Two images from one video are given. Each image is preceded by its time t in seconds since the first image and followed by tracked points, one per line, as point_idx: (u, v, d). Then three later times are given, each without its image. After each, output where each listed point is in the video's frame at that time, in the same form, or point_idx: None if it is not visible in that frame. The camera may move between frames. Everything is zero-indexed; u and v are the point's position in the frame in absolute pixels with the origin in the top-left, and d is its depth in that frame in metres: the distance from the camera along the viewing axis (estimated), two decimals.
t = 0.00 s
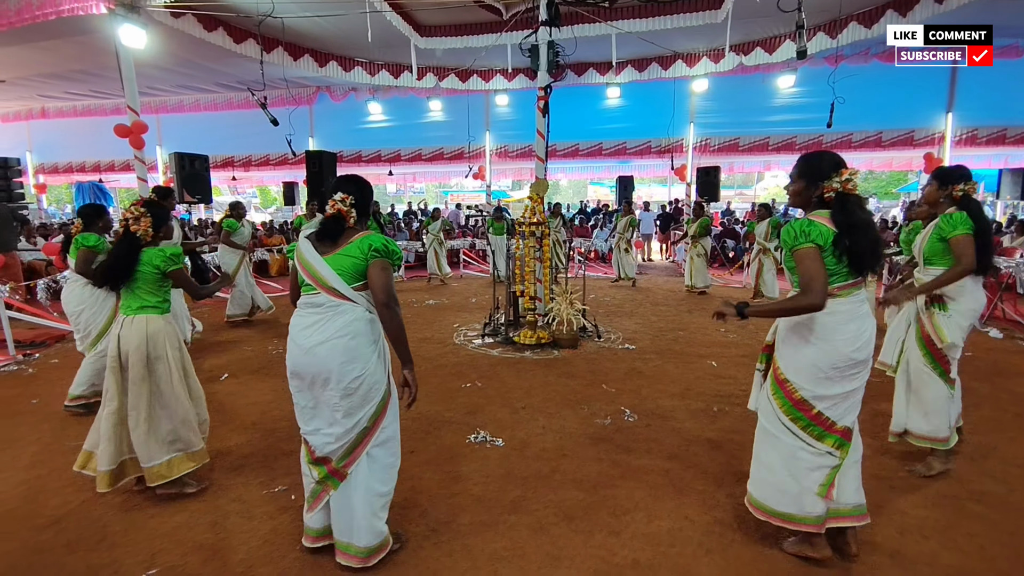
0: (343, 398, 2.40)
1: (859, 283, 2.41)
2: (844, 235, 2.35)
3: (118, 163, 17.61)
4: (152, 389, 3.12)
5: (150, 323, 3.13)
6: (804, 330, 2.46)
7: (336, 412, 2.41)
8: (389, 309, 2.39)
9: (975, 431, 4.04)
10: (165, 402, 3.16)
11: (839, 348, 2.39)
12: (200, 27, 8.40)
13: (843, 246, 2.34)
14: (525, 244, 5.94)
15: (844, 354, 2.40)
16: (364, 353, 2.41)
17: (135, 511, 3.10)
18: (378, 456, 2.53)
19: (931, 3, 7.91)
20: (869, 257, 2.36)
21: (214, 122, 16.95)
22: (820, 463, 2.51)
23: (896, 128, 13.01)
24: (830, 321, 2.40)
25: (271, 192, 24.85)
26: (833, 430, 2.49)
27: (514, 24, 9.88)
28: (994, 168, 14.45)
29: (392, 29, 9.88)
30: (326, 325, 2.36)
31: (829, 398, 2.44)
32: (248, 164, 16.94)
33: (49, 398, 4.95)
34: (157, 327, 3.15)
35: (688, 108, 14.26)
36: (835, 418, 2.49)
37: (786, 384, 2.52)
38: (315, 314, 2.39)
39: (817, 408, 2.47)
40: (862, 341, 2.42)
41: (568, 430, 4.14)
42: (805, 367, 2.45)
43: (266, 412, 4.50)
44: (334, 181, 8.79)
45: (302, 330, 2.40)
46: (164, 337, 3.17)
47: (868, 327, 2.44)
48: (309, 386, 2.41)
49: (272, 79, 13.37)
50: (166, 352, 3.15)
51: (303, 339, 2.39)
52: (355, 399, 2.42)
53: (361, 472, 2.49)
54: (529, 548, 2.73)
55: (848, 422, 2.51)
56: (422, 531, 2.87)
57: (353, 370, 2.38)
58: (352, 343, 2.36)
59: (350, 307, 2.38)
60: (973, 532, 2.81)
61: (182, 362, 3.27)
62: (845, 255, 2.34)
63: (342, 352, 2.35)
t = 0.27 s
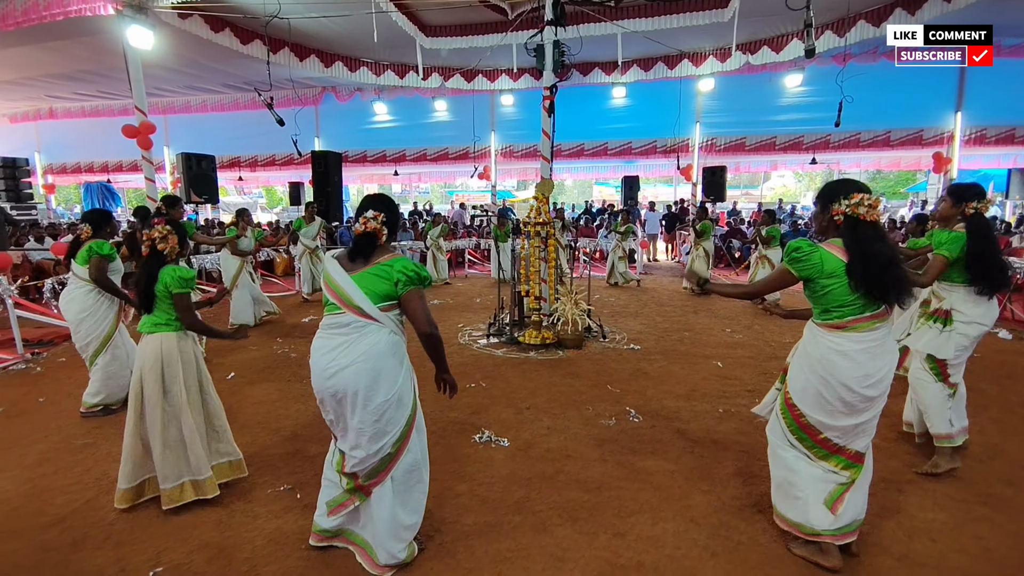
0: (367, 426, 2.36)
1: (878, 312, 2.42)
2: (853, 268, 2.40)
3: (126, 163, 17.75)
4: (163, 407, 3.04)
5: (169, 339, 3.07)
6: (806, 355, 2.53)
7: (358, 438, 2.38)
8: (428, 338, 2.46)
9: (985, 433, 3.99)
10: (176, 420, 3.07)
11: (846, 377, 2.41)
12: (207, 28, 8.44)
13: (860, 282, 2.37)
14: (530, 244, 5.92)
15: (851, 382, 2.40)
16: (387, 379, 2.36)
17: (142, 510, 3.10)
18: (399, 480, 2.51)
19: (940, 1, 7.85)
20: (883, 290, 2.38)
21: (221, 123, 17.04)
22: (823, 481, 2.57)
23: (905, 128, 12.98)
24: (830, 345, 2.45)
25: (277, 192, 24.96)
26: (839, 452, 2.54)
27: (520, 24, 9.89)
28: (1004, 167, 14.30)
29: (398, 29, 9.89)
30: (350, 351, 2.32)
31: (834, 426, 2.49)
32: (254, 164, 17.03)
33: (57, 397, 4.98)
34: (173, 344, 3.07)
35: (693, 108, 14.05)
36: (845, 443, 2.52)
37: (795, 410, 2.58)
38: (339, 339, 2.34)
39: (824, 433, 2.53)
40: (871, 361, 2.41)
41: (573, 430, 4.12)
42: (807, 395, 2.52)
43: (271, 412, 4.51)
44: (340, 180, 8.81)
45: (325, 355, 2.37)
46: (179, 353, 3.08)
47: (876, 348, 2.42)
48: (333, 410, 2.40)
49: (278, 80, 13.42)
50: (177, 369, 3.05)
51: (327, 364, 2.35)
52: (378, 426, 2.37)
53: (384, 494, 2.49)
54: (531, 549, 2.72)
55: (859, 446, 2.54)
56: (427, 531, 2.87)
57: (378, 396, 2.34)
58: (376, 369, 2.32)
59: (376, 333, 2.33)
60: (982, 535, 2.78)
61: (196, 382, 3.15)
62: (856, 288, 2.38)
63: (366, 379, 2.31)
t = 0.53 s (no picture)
0: (392, 411, 2.35)
1: (872, 272, 2.34)
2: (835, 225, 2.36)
3: (135, 163, 17.89)
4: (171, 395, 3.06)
5: (180, 326, 3.10)
6: (806, 322, 2.52)
7: (387, 425, 2.37)
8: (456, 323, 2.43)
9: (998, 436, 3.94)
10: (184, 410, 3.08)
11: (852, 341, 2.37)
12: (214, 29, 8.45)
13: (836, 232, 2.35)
14: (537, 244, 5.91)
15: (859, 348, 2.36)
16: (410, 366, 2.36)
17: (149, 509, 3.11)
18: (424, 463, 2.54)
19: None
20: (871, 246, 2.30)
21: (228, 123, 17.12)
22: (830, 456, 2.51)
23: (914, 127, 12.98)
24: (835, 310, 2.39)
25: (283, 191, 25.06)
26: (850, 424, 2.46)
27: (526, 23, 9.87)
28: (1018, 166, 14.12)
29: (404, 29, 9.90)
30: (374, 341, 2.29)
31: (844, 396, 2.44)
32: (261, 164, 17.11)
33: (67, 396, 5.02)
34: (181, 332, 3.09)
35: (700, 107, 13.94)
36: (856, 415, 2.45)
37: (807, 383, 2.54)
38: (362, 330, 2.31)
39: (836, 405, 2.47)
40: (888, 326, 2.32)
41: (579, 432, 4.10)
42: (818, 364, 2.48)
43: (278, 412, 4.51)
44: (346, 180, 8.81)
45: (346, 345, 2.33)
46: (189, 343, 3.10)
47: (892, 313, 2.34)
48: (352, 404, 2.35)
49: (286, 80, 13.46)
50: (188, 358, 3.08)
51: (350, 357, 2.30)
52: (403, 412, 2.39)
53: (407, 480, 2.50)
54: (537, 550, 2.72)
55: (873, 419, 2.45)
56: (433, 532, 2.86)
57: (403, 383, 2.34)
58: (400, 355, 2.32)
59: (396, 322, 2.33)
60: (993, 540, 2.75)
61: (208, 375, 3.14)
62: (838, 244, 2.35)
63: (393, 368, 2.30)
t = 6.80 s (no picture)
0: (543, 388, 2.52)
1: (834, 301, 2.60)
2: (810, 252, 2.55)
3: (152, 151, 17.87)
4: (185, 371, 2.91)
5: (184, 297, 2.84)
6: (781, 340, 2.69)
7: (537, 401, 2.53)
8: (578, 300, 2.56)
9: None
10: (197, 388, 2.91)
11: (818, 370, 2.58)
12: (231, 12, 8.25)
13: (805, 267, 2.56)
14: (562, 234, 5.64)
15: (820, 377, 2.58)
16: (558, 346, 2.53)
17: (170, 498, 2.96)
18: (562, 441, 2.67)
19: None
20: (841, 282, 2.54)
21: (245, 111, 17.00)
22: (791, 462, 2.69)
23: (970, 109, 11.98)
24: (809, 335, 2.58)
25: (298, 179, 24.98)
26: (813, 440, 2.67)
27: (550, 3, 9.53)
28: None
29: (425, 11, 9.60)
30: (535, 323, 2.44)
31: (805, 414, 2.64)
32: (277, 152, 16.97)
33: (83, 384, 4.89)
34: (183, 304, 2.83)
35: (735, 90, 13.48)
36: (817, 432, 2.66)
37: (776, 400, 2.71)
38: (519, 311, 2.45)
39: (799, 423, 2.66)
40: (844, 354, 2.59)
41: (606, 429, 3.86)
42: (784, 383, 2.66)
43: (290, 403, 4.33)
44: (363, 168, 8.60)
45: (504, 324, 2.48)
46: (191, 319, 2.83)
47: (845, 342, 2.59)
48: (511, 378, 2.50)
49: (303, 65, 13.26)
50: (189, 336, 2.83)
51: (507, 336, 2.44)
52: (552, 391, 2.55)
53: (548, 454, 2.65)
54: (576, 550, 2.51)
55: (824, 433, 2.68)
56: (451, 530, 2.66)
57: (553, 360, 2.51)
58: (554, 336, 2.49)
59: (549, 305, 2.50)
60: None
61: (215, 357, 2.88)
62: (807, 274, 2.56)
63: (549, 348, 2.46)
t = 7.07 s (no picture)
0: (529, 378, 2.48)
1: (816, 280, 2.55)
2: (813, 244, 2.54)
3: (137, 151, 17.66)
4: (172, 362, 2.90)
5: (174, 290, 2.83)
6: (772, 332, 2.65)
7: (524, 392, 2.48)
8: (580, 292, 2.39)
9: None
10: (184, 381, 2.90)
11: (806, 353, 2.53)
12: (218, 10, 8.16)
13: (808, 249, 2.54)
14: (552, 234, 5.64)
15: (812, 357, 2.52)
16: (544, 336, 2.51)
17: (155, 503, 2.92)
18: (552, 435, 2.62)
19: None
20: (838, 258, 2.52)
21: (233, 110, 16.84)
22: (793, 457, 2.61)
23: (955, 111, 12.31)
24: (789, 316, 2.57)
25: (288, 179, 24.81)
26: (815, 436, 2.60)
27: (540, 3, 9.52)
28: None
29: (415, 10, 9.55)
30: (519, 311, 2.43)
31: (801, 405, 2.58)
32: (266, 152, 16.85)
33: (69, 388, 4.82)
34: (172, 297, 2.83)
35: (725, 91, 13.71)
36: (815, 427, 2.60)
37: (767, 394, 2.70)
38: (505, 300, 2.45)
39: (793, 415, 2.61)
40: (832, 336, 2.51)
41: (597, 430, 3.86)
42: (774, 373, 2.65)
43: (279, 405, 4.30)
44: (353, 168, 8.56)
45: (489, 313, 2.48)
46: (176, 311, 2.82)
47: (834, 322, 2.53)
48: (495, 368, 2.47)
49: (292, 64, 13.17)
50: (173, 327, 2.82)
51: (491, 324, 2.45)
52: (540, 381, 2.51)
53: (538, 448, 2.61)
54: (565, 551, 2.50)
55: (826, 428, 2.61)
56: (442, 532, 2.65)
57: (538, 350, 2.48)
58: (539, 326, 2.48)
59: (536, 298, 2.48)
60: None
61: (199, 349, 2.85)
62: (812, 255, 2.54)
63: (533, 336, 2.44)
